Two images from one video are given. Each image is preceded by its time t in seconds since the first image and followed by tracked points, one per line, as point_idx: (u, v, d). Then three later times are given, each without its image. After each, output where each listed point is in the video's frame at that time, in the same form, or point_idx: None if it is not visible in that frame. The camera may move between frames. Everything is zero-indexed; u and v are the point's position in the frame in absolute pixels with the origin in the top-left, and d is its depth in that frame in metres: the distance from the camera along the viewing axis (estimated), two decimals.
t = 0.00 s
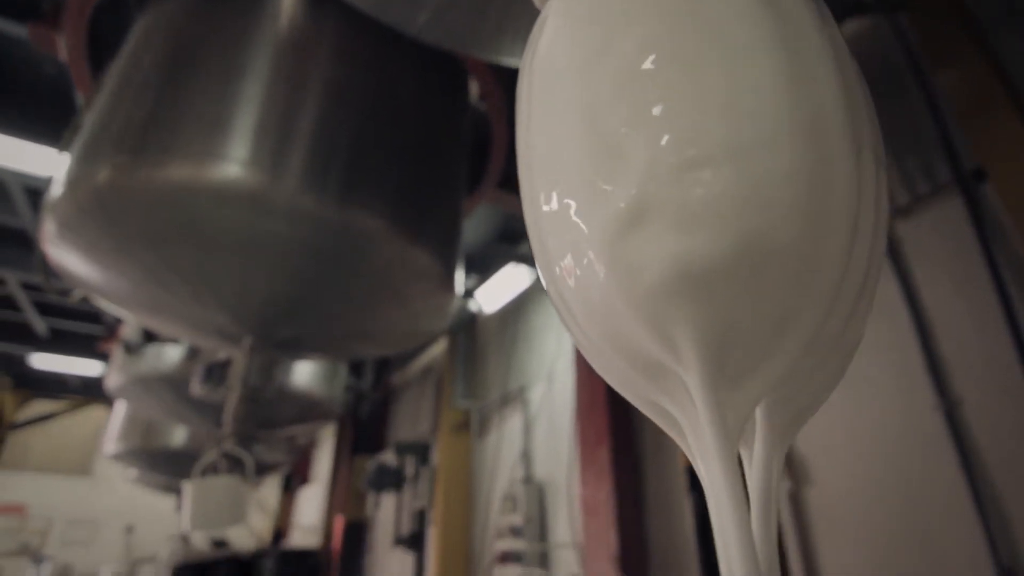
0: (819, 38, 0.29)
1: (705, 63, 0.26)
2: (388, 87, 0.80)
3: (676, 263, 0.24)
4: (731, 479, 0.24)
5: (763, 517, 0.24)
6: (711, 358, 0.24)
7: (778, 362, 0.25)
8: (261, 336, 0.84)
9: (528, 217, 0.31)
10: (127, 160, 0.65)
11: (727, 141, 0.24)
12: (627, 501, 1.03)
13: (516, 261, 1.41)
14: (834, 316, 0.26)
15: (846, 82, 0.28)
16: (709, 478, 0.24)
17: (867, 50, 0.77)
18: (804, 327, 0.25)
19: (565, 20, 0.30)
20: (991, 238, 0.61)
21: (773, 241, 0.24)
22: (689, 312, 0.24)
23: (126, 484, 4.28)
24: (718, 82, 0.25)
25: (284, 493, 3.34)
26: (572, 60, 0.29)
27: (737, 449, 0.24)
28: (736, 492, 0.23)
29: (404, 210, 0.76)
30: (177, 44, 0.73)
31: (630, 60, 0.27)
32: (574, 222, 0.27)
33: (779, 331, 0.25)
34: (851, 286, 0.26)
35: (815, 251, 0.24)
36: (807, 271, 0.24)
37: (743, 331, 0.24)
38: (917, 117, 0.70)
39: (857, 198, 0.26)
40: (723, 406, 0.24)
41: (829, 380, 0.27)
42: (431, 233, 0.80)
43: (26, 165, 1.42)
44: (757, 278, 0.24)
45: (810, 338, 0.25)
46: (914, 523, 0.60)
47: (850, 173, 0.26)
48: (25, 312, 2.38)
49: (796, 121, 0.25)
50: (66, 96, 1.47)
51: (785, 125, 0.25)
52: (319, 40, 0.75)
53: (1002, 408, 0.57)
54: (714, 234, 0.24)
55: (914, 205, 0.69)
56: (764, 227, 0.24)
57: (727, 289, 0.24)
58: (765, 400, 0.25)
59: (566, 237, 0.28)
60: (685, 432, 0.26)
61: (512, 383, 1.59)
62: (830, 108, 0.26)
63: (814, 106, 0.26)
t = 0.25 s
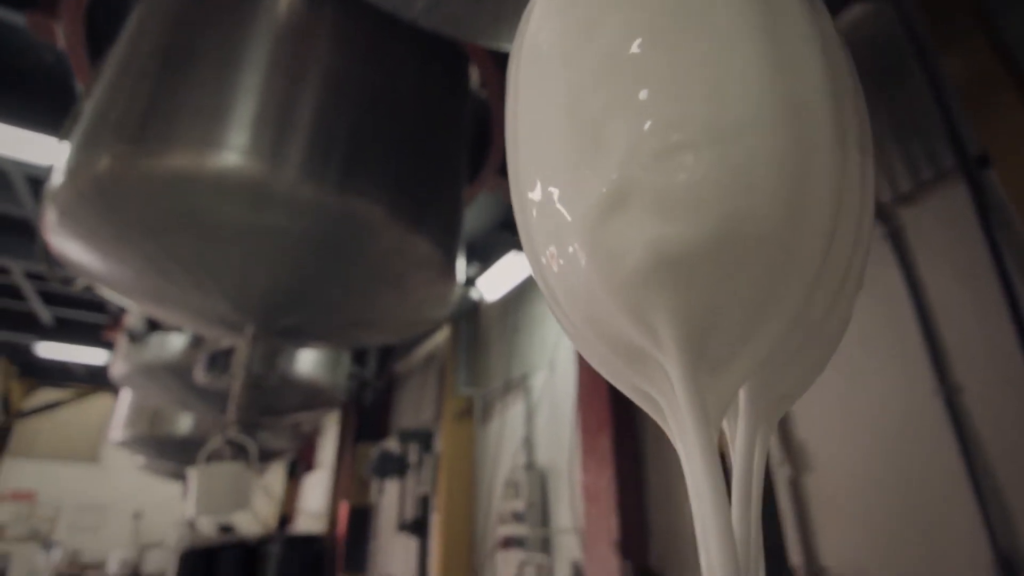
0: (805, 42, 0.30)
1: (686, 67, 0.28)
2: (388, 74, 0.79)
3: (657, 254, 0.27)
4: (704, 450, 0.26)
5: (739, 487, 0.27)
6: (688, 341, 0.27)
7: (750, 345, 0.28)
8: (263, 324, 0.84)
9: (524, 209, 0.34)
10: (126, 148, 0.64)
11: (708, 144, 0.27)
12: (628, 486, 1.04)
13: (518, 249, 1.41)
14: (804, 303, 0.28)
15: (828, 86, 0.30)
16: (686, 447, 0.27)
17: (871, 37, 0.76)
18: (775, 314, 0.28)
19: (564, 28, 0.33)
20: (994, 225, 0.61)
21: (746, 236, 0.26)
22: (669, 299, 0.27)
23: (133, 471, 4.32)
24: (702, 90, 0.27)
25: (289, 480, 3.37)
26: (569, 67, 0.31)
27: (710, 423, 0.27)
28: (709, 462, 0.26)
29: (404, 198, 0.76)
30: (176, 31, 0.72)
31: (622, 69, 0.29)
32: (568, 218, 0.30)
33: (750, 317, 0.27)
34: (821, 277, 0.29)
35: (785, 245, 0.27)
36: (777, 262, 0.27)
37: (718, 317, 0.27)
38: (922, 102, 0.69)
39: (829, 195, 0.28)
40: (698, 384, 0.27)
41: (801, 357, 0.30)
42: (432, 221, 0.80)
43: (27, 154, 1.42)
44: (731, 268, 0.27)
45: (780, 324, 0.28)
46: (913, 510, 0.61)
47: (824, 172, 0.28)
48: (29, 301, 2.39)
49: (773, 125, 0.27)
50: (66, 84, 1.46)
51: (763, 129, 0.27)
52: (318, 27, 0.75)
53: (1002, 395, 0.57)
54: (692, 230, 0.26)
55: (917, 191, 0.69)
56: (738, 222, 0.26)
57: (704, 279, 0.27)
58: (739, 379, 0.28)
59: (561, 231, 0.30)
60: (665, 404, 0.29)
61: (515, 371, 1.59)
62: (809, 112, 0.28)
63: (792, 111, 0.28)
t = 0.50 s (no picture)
0: (797, 29, 0.30)
1: (669, 49, 0.28)
2: (387, 62, 0.79)
3: (639, 240, 0.27)
4: (687, 436, 0.27)
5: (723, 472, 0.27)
6: (670, 326, 0.27)
7: (734, 330, 0.28)
8: (265, 311, 0.84)
9: (512, 197, 0.34)
10: (126, 136, 0.64)
11: (691, 129, 0.26)
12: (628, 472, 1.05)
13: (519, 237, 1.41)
14: (789, 289, 0.28)
15: (819, 72, 0.30)
16: (670, 432, 0.27)
17: (876, 19, 0.75)
18: (759, 299, 0.28)
19: (550, 12, 0.32)
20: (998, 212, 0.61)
21: (730, 221, 0.26)
22: (651, 285, 0.27)
23: (140, 457, 4.36)
24: (688, 74, 0.27)
25: (293, 467, 3.40)
26: (556, 53, 0.31)
27: (693, 409, 0.27)
28: (691, 448, 0.26)
29: (405, 186, 0.76)
30: (173, 18, 0.72)
31: (607, 54, 0.29)
32: (553, 205, 0.30)
33: (734, 303, 0.27)
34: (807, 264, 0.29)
35: (770, 230, 0.27)
36: (761, 248, 0.27)
37: (700, 303, 0.27)
38: (927, 88, 0.68)
39: (815, 181, 0.28)
40: (680, 369, 0.27)
41: (785, 342, 0.30)
42: (432, 209, 0.80)
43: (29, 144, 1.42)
44: (713, 254, 0.27)
45: (764, 310, 0.28)
46: (912, 497, 0.61)
47: (811, 158, 0.28)
48: (33, 289, 2.40)
49: (759, 110, 0.27)
50: (65, 72, 1.46)
51: (749, 115, 0.27)
52: (316, 13, 0.74)
53: (1002, 383, 0.58)
54: (673, 214, 0.26)
55: (921, 176, 0.68)
56: (721, 207, 0.26)
57: (686, 264, 0.27)
58: (723, 365, 0.28)
59: (547, 218, 0.31)
60: (650, 390, 0.30)
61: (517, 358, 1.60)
62: (797, 97, 0.28)
63: (779, 96, 0.27)
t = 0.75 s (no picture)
0: (788, 15, 0.30)
1: (649, 34, 0.28)
2: (387, 48, 0.78)
3: (617, 224, 0.27)
4: (665, 422, 0.27)
5: (702, 460, 0.28)
6: (649, 311, 0.27)
7: (713, 316, 0.28)
8: (265, 299, 0.84)
9: (497, 185, 0.34)
10: (123, 123, 0.64)
11: (671, 114, 0.26)
12: (628, 458, 1.05)
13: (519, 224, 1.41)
14: (770, 275, 0.28)
15: (806, 60, 0.30)
16: (649, 417, 0.27)
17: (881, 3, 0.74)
18: (738, 285, 0.28)
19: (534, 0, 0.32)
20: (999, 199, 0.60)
21: (708, 206, 0.26)
22: (629, 270, 0.27)
23: (144, 445, 4.40)
24: (669, 60, 0.27)
25: (297, 453, 3.43)
26: (538, 40, 0.31)
27: (671, 395, 0.27)
28: (669, 434, 0.27)
29: (404, 173, 0.75)
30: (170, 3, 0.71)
31: (588, 40, 0.29)
32: (535, 191, 0.30)
33: (713, 288, 0.27)
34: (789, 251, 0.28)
35: (749, 216, 0.27)
36: (739, 233, 0.27)
37: (679, 288, 0.27)
38: (931, 73, 0.67)
39: (798, 167, 0.28)
40: (659, 355, 0.27)
41: (767, 328, 0.30)
42: (432, 197, 0.80)
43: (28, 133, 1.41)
44: (692, 238, 0.26)
45: (744, 296, 0.28)
46: (909, 484, 0.62)
47: (793, 144, 0.28)
48: (34, 278, 2.40)
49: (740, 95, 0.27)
50: (62, 59, 1.45)
51: (729, 100, 0.27)
52: None
53: (1001, 371, 0.58)
54: (651, 198, 0.26)
55: (923, 164, 0.68)
56: (700, 192, 0.26)
57: (664, 249, 0.27)
58: (703, 351, 0.28)
59: (529, 204, 0.30)
60: (630, 377, 0.29)
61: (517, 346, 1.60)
62: (780, 84, 0.28)
63: (762, 82, 0.27)
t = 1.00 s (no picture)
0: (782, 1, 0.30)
1: (633, 21, 0.28)
2: (385, 35, 0.77)
3: (598, 208, 0.27)
4: (648, 407, 0.27)
5: (686, 449, 0.28)
6: (631, 296, 0.27)
7: (696, 301, 0.28)
8: (266, 287, 0.85)
9: (485, 173, 0.34)
10: (122, 111, 0.64)
11: (652, 98, 0.26)
12: (628, 445, 1.06)
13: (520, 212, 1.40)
14: (753, 261, 0.28)
15: (793, 45, 0.30)
16: (631, 401, 0.27)
17: None
18: (721, 270, 0.28)
19: None
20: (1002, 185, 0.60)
21: (688, 190, 0.26)
22: (610, 254, 0.27)
23: (149, 432, 4.43)
24: (651, 46, 0.27)
25: (300, 440, 3.45)
26: (525, 28, 0.31)
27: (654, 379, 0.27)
28: (652, 420, 0.27)
29: (403, 161, 0.75)
30: None
31: (573, 27, 0.29)
32: (519, 176, 0.30)
33: (696, 272, 0.27)
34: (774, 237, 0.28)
35: (730, 200, 0.27)
36: (722, 217, 0.27)
37: (661, 272, 0.27)
38: (934, 59, 0.67)
39: (782, 151, 0.28)
40: (641, 338, 0.27)
41: (752, 314, 0.29)
42: (431, 185, 0.79)
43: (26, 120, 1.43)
44: (672, 223, 0.26)
45: (726, 282, 0.28)
46: (908, 470, 0.62)
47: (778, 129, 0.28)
48: (37, 266, 2.41)
49: (721, 81, 0.27)
50: (62, 47, 1.43)
51: (710, 85, 0.27)
52: None
53: (1000, 359, 0.58)
54: (631, 182, 0.26)
55: (925, 151, 0.67)
56: (681, 176, 0.26)
57: (645, 234, 0.27)
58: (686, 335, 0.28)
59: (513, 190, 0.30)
60: (615, 363, 0.30)
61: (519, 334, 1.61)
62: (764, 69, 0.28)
63: (744, 67, 0.27)
